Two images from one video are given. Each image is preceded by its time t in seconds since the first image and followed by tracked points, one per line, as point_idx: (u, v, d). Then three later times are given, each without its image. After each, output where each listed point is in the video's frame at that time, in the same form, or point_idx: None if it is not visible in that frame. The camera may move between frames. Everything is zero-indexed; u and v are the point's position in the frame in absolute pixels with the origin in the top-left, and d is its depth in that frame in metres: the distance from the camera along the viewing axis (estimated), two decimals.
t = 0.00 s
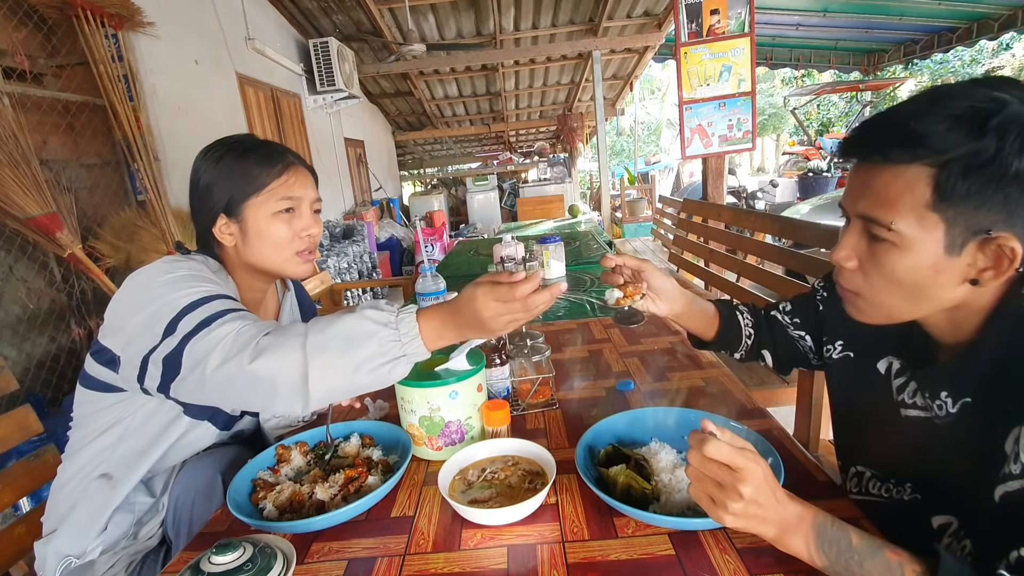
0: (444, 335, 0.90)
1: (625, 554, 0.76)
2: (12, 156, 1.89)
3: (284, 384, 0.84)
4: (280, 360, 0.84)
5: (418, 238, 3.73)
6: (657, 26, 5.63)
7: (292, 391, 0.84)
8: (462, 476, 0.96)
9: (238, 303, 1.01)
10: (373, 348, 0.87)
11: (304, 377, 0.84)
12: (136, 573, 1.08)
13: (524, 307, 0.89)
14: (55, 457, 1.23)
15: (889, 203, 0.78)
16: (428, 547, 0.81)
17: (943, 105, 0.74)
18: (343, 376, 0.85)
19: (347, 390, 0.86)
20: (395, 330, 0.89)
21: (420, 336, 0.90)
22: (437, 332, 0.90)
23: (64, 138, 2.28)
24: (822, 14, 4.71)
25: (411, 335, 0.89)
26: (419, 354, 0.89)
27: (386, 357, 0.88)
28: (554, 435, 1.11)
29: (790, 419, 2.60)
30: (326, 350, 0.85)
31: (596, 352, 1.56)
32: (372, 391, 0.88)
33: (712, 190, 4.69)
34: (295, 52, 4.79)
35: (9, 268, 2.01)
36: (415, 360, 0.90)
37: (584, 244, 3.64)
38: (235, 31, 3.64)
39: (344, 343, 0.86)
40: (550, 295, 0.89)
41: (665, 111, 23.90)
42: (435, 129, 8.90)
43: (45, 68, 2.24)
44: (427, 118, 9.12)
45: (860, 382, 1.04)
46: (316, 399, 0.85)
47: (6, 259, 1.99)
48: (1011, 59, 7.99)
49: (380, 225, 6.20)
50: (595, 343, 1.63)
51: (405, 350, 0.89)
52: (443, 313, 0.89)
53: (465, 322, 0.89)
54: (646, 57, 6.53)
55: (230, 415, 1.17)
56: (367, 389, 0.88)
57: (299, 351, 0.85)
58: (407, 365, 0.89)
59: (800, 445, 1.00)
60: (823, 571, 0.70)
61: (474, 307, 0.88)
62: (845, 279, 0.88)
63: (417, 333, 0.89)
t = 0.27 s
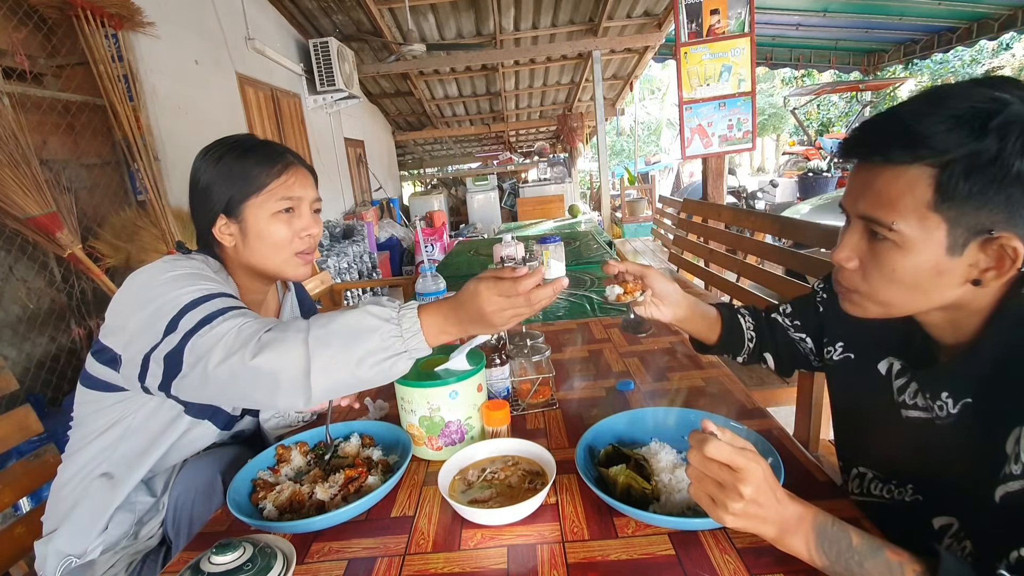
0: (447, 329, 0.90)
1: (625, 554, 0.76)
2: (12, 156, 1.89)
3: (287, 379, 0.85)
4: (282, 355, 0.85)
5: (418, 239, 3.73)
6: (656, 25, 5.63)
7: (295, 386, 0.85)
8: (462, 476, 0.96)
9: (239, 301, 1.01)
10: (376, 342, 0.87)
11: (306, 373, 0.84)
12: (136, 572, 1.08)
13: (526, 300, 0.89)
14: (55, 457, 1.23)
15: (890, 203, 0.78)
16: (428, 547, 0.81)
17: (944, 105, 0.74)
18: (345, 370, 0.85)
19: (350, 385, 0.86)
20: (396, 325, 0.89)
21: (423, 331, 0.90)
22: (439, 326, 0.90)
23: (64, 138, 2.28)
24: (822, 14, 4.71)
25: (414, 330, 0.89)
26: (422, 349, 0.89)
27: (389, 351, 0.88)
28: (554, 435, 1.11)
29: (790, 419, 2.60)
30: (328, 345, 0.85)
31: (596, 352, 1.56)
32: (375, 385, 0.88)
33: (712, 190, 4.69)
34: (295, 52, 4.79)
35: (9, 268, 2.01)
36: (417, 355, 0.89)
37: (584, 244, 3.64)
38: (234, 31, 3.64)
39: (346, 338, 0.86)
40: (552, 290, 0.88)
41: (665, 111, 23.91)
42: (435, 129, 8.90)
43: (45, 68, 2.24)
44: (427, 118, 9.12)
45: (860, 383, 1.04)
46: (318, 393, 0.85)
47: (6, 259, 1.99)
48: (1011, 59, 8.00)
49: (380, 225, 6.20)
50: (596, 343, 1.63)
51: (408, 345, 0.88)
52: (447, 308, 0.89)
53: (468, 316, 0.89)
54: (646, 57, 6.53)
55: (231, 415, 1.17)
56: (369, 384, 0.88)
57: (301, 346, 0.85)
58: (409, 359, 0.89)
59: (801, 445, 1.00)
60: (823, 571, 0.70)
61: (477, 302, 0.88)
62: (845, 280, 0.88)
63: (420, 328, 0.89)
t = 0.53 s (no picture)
0: (444, 327, 0.89)
1: (625, 554, 0.76)
2: (12, 156, 1.89)
3: (283, 377, 0.85)
4: (278, 353, 0.85)
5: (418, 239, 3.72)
6: (656, 25, 5.63)
7: (292, 384, 0.84)
8: (462, 476, 0.96)
9: (237, 300, 1.00)
10: (372, 340, 0.87)
11: (303, 370, 0.84)
12: (136, 572, 1.07)
13: (522, 298, 0.89)
14: (55, 457, 1.23)
15: (884, 204, 0.78)
16: (428, 547, 0.81)
17: (937, 105, 0.74)
18: (342, 368, 0.85)
19: (346, 382, 0.86)
20: (393, 323, 0.89)
21: (419, 329, 0.90)
22: (435, 325, 0.89)
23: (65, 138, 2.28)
24: (822, 14, 4.71)
25: (410, 328, 0.89)
26: (418, 346, 0.89)
27: (385, 348, 0.88)
28: (554, 434, 1.11)
29: (791, 419, 2.60)
30: (325, 343, 0.85)
31: (596, 352, 1.56)
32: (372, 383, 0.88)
33: (712, 190, 4.69)
34: (295, 53, 4.80)
35: (9, 268, 2.01)
36: (413, 353, 0.89)
37: (584, 244, 3.64)
38: (235, 31, 3.64)
39: (343, 336, 0.86)
40: (548, 286, 0.87)
41: (665, 111, 23.91)
42: (435, 129, 8.90)
43: (45, 68, 2.24)
44: (427, 118, 9.12)
45: (860, 384, 1.04)
46: (315, 391, 0.85)
47: (6, 259, 1.99)
48: (1011, 59, 8.00)
49: (380, 225, 6.20)
50: (596, 343, 1.63)
51: (404, 343, 0.89)
52: (442, 308, 0.89)
53: (464, 314, 0.89)
54: (646, 57, 6.53)
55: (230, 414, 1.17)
56: (366, 382, 0.88)
57: (298, 344, 0.85)
58: (405, 357, 0.89)
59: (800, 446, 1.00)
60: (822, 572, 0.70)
61: (472, 299, 0.87)
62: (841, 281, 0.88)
63: (416, 326, 0.89)
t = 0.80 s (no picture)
0: (443, 328, 0.89)
1: (625, 554, 0.76)
2: (12, 156, 1.89)
3: (283, 378, 0.85)
4: (278, 353, 0.85)
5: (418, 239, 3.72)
6: (656, 25, 5.63)
7: (291, 385, 0.85)
8: (462, 476, 0.96)
9: (237, 300, 1.00)
10: (372, 340, 0.87)
11: (303, 371, 0.84)
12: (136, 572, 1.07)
13: (522, 299, 0.88)
14: (55, 457, 1.23)
15: (871, 208, 0.78)
16: (428, 547, 0.81)
17: (921, 111, 0.74)
18: (342, 368, 0.85)
19: (345, 383, 0.86)
20: (393, 324, 0.89)
21: (419, 330, 0.89)
22: (434, 326, 0.89)
23: (65, 138, 2.28)
24: (822, 14, 4.70)
25: (410, 329, 0.89)
26: (418, 348, 0.89)
27: (385, 349, 0.88)
28: (554, 434, 1.11)
29: (790, 419, 2.60)
30: (325, 343, 0.85)
31: (596, 352, 1.56)
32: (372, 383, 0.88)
33: (712, 189, 4.69)
34: (295, 53, 4.80)
35: (9, 268, 2.01)
36: (413, 354, 0.89)
37: (584, 244, 3.64)
38: (235, 31, 3.64)
39: (343, 337, 0.86)
40: (547, 287, 0.86)
41: (665, 111, 23.92)
42: (435, 129, 8.90)
43: (46, 68, 2.23)
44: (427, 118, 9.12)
45: (858, 386, 1.05)
46: (314, 391, 0.85)
47: (6, 259, 1.99)
48: (1011, 58, 8.01)
49: (380, 225, 6.19)
50: (595, 343, 1.63)
51: (404, 344, 0.88)
52: (440, 308, 0.89)
53: (462, 315, 0.89)
54: (646, 57, 6.53)
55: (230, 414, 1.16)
56: (366, 383, 0.88)
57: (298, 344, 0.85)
58: (405, 358, 0.89)
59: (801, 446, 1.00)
60: None
61: (471, 299, 0.87)
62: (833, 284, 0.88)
63: (416, 327, 0.89)
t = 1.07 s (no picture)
0: (444, 332, 0.89)
1: (625, 554, 0.76)
2: (12, 156, 1.89)
3: (285, 381, 0.85)
4: (280, 356, 0.85)
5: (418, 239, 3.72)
6: (656, 25, 5.63)
7: (293, 388, 0.85)
8: (462, 476, 0.96)
9: (238, 302, 1.00)
10: (374, 344, 0.87)
11: (304, 375, 0.84)
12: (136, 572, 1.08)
13: (524, 304, 0.88)
14: (55, 457, 1.23)
15: (844, 214, 0.80)
16: (428, 547, 0.81)
17: (889, 118, 0.75)
18: (343, 372, 0.85)
19: (347, 387, 0.86)
20: (395, 328, 0.89)
21: (421, 335, 0.90)
22: (436, 330, 0.89)
23: (66, 138, 2.28)
24: (822, 14, 4.70)
25: (412, 333, 0.89)
26: (420, 352, 0.89)
27: (387, 353, 0.88)
28: (554, 434, 1.11)
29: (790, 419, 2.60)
30: (327, 346, 0.86)
31: (596, 352, 1.56)
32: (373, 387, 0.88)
33: (713, 189, 4.69)
34: (295, 53, 4.80)
35: (9, 268, 2.01)
36: (415, 359, 0.89)
37: (584, 244, 3.64)
38: (235, 31, 3.64)
39: (345, 340, 0.86)
40: (548, 293, 0.86)
41: (665, 111, 23.92)
42: (435, 129, 8.90)
43: (46, 68, 2.23)
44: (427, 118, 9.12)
45: (850, 383, 1.05)
46: (316, 395, 0.85)
47: (6, 259, 1.99)
48: (1011, 58, 8.01)
49: (380, 225, 6.19)
50: (595, 343, 1.63)
51: (406, 348, 0.88)
52: (442, 313, 0.89)
53: (465, 320, 0.88)
54: (646, 57, 6.53)
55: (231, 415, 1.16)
56: (367, 386, 0.88)
57: (300, 347, 0.85)
58: (407, 362, 0.89)
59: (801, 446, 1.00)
60: None
61: (473, 304, 0.87)
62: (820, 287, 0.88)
63: (418, 332, 0.89)
